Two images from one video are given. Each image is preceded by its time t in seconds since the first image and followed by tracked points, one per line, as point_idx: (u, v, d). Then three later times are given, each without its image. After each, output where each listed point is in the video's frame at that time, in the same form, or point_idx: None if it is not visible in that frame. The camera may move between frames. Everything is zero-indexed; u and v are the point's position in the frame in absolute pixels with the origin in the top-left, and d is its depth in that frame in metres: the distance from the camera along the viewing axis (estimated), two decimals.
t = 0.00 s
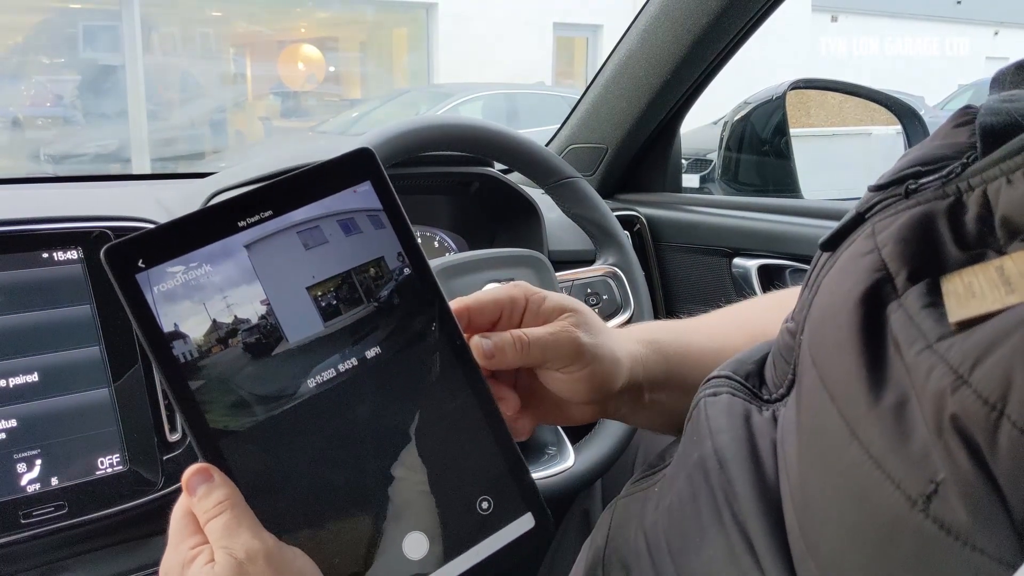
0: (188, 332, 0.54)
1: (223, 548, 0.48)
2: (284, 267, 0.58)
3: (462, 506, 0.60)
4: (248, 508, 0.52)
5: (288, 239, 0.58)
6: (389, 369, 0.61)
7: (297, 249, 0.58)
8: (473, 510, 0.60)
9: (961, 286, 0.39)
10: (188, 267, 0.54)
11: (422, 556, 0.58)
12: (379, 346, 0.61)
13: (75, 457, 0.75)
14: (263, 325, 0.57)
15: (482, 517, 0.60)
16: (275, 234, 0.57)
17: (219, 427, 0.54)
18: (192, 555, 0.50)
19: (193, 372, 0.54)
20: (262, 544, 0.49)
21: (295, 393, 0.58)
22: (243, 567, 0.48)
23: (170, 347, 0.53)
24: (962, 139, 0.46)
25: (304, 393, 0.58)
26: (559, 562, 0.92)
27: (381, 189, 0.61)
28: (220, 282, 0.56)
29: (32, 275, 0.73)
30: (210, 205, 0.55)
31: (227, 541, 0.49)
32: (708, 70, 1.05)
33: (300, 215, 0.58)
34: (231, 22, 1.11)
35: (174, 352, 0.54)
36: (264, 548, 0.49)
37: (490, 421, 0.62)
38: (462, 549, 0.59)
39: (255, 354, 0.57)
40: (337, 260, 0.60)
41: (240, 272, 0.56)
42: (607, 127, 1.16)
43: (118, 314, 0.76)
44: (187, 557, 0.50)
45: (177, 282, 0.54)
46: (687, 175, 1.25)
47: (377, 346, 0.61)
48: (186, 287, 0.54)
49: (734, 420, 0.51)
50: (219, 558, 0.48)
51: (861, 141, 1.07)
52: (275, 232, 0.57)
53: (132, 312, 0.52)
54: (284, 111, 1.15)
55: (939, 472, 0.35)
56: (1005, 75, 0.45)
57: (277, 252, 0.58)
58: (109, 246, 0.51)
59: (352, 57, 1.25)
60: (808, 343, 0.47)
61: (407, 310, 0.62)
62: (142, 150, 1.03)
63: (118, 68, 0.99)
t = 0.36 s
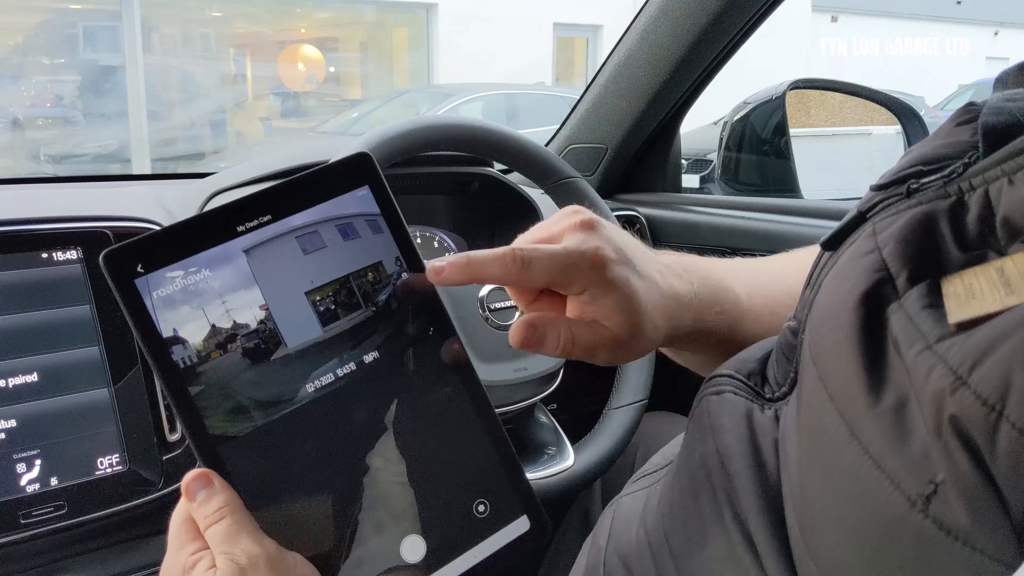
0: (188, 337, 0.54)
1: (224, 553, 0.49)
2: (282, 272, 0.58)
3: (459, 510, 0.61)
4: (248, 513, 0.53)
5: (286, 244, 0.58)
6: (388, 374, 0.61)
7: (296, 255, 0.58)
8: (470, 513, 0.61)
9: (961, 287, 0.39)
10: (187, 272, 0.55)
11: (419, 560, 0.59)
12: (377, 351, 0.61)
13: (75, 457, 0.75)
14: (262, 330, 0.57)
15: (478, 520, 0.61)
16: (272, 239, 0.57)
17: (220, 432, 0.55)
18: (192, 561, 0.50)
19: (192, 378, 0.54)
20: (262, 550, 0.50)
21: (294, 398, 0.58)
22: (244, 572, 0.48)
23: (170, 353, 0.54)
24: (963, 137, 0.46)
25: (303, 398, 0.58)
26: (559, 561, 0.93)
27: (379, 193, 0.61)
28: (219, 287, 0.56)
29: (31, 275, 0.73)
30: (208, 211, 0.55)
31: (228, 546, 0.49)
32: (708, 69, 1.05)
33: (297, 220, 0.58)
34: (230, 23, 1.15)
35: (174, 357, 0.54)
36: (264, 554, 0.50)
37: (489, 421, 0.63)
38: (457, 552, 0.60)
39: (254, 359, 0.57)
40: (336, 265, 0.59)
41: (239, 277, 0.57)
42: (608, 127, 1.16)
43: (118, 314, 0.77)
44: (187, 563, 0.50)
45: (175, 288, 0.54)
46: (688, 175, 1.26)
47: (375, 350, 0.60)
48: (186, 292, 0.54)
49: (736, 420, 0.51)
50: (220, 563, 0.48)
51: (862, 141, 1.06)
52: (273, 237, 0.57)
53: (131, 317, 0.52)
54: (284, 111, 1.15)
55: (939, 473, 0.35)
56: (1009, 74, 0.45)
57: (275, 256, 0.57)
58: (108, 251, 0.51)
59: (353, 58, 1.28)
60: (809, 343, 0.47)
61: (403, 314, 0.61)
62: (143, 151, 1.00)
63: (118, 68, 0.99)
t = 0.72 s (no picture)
0: (188, 341, 0.55)
1: (227, 557, 0.49)
2: (283, 275, 0.58)
3: (463, 509, 0.61)
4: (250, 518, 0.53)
5: (287, 246, 0.58)
6: (389, 375, 0.60)
7: (297, 257, 0.58)
8: (473, 513, 0.61)
9: (960, 282, 0.38)
10: (188, 275, 0.55)
11: (422, 560, 0.59)
12: (378, 352, 0.60)
13: (75, 457, 0.75)
14: (263, 333, 0.57)
15: (483, 520, 0.61)
16: (272, 241, 0.57)
17: (221, 436, 0.55)
18: (196, 564, 0.51)
19: (194, 381, 0.55)
20: (263, 554, 0.50)
21: (295, 400, 0.58)
22: None
23: (170, 357, 0.54)
24: (964, 130, 0.46)
25: (304, 400, 0.58)
26: (558, 560, 0.93)
27: (379, 194, 0.61)
28: (220, 290, 0.56)
29: (31, 275, 0.74)
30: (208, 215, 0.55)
31: (230, 550, 0.49)
32: (708, 69, 1.05)
33: (297, 222, 0.58)
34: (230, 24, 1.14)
35: (175, 361, 0.54)
36: (265, 559, 0.50)
37: (491, 419, 0.63)
38: (461, 552, 0.60)
39: (255, 362, 0.57)
40: (337, 266, 0.59)
41: (239, 280, 0.57)
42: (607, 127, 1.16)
43: (118, 314, 0.77)
44: (191, 566, 0.51)
45: (176, 292, 0.54)
46: (688, 176, 1.26)
47: (377, 351, 0.60)
48: (186, 296, 0.54)
49: (733, 416, 0.51)
50: (222, 567, 0.49)
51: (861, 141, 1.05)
52: (273, 239, 0.57)
53: (132, 321, 0.52)
54: (284, 111, 1.16)
55: (938, 470, 0.35)
56: (1010, 69, 0.45)
57: (276, 259, 0.58)
58: (108, 255, 0.51)
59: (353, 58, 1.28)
60: (807, 338, 0.47)
61: (407, 315, 0.61)
62: (142, 151, 1.01)
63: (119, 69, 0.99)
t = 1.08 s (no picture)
0: (188, 345, 0.55)
1: (226, 563, 0.50)
2: (282, 277, 0.58)
3: (464, 511, 0.60)
4: (248, 520, 0.53)
5: (286, 249, 0.58)
6: (389, 376, 0.61)
7: (295, 260, 0.58)
8: (474, 515, 0.61)
9: (962, 283, 0.38)
10: (186, 279, 0.55)
11: (423, 561, 0.59)
12: (378, 354, 0.60)
13: (75, 458, 0.75)
14: (261, 336, 0.57)
15: (483, 522, 0.61)
16: (271, 244, 0.57)
17: (221, 440, 0.54)
18: (196, 569, 0.52)
19: (193, 386, 0.55)
20: (262, 558, 0.51)
21: (295, 404, 0.58)
22: None
23: (170, 361, 0.54)
24: (966, 131, 0.47)
25: (304, 403, 0.58)
26: (558, 560, 0.93)
27: (378, 195, 0.61)
28: (219, 294, 0.56)
29: (31, 276, 0.74)
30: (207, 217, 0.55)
31: (229, 556, 0.50)
32: (709, 69, 1.05)
33: (296, 225, 0.58)
34: (231, 24, 1.14)
35: (174, 365, 0.54)
36: (264, 563, 0.51)
37: (492, 420, 0.62)
38: (462, 554, 0.60)
39: (255, 365, 0.57)
40: (335, 268, 0.59)
41: (238, 283, 0.57)
42: (607, 127, 1.16)
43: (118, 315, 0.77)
44: (191, 570, 0.52)
45: (174, 296, 0.54)
46: (688, 175, 1.26)
47: (376, 354, 0.60)
48: (184, 300, 0.54)
49: (734, 416, 0.51)
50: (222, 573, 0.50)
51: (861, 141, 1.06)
52: (272, 242, 0.57)
53: (131, 326, 0.52)
54: (284, 111, 1.16)
55: (939, 471, 0.35)
56: (1012, 69, 0.45)
57: (275, 262, 0.58)
58: (107, 260, 0.51)
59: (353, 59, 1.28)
60: (809, 339, 0.47)
61: (406, 316, 0.61)
62: (143, 152, 1.01)
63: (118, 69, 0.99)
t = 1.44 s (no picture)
0: (190, 346, 0.55)
1: (228, 565, 0.50)
2: (285, 277, 0.58)
3: (467, 511, 0.60)
4: (250, 521, 0.53)
5: (289, 249, 0.58)
6: (392, 377, 0.61)
7: (298, 260, 0.58)
8: (477, 516, 0.61)
9: (963, 283, 0.38)
10: (188, 280, 0.55)
11: (426, 563, 0.58)
12: (380, 355, 0.60)
13: (76, 457, 0.75)
14: (264, 337, 0.57)
15: (486, 522, 0.61)
16: (274, 245, 0.57)
17: (223, 440, 0.55)
18: (197, 569, 0.52)
19: (195, 385, 0.55)
20: (263, 560, 0.51)
21: (297, 403, 0.58)
22: None
23: (172, 362, 0.54)
24: (966, 131, 0.47)
25: (306, 403, 0.58)
26: (559, 559, 0.93)
27: (380, 194, 0.61)
28: (220, 294, 0.56)
29: (32, 275, 0.74)
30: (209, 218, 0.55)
31: (230, 557, 0.50)
32: (709, 69, 1.05)
33: (299, 225, 0.58)
34: (231, 23, 1.14)
35: (176, 366, 0.54)
36: (265, 564, 0.51)
37: (494, 420, 0.62)
38: (464, 556, 0.60)
39: (256, 366, 0.57)
40: (338, 268, 0.59)
41: (240, 284, 0.57)
42: (608, 127, 1.16)
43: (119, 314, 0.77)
44: (193, 571, 0.52)
45: (176, 296, 0.54)
46: (688, 175, 1.26)
47: (378, 354, 0.60)
48: (186, 301, 0.54)
49: (734, 415, 0.51)
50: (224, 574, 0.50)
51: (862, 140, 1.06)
52: (275, 242, 0.57)
53: (132, 327, 0.52)
54: (284, 111, 1.16)
55: (939, 471, 0.35)
56: (1011, 69, 0.45)
57: (278, 262, 0.58)
58: (109, 261, 0.51)
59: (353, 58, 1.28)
60: (809, 338, 0.47)
61: (410, 318, 0.61)
62: (143, 151, 1.01)
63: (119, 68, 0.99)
